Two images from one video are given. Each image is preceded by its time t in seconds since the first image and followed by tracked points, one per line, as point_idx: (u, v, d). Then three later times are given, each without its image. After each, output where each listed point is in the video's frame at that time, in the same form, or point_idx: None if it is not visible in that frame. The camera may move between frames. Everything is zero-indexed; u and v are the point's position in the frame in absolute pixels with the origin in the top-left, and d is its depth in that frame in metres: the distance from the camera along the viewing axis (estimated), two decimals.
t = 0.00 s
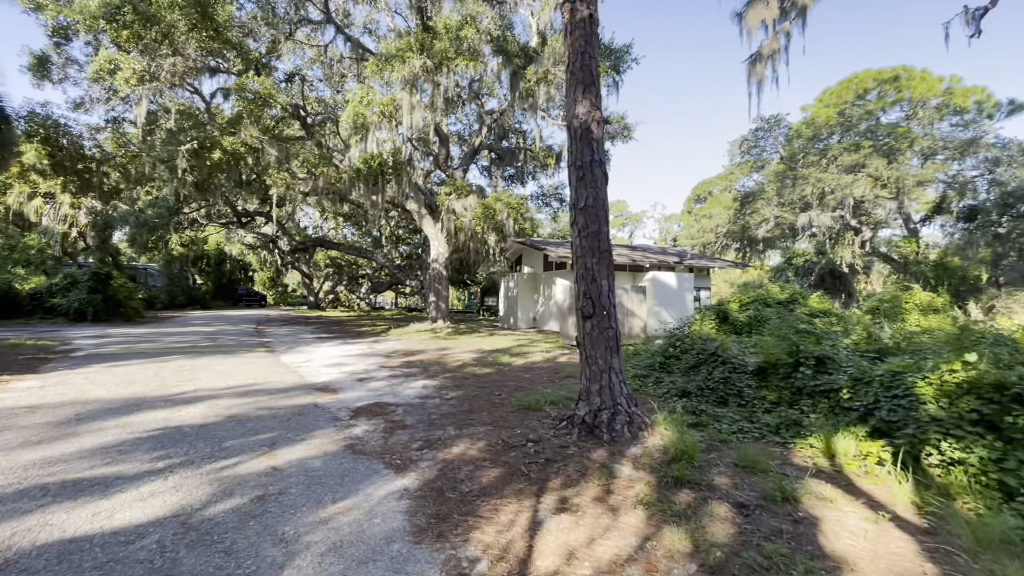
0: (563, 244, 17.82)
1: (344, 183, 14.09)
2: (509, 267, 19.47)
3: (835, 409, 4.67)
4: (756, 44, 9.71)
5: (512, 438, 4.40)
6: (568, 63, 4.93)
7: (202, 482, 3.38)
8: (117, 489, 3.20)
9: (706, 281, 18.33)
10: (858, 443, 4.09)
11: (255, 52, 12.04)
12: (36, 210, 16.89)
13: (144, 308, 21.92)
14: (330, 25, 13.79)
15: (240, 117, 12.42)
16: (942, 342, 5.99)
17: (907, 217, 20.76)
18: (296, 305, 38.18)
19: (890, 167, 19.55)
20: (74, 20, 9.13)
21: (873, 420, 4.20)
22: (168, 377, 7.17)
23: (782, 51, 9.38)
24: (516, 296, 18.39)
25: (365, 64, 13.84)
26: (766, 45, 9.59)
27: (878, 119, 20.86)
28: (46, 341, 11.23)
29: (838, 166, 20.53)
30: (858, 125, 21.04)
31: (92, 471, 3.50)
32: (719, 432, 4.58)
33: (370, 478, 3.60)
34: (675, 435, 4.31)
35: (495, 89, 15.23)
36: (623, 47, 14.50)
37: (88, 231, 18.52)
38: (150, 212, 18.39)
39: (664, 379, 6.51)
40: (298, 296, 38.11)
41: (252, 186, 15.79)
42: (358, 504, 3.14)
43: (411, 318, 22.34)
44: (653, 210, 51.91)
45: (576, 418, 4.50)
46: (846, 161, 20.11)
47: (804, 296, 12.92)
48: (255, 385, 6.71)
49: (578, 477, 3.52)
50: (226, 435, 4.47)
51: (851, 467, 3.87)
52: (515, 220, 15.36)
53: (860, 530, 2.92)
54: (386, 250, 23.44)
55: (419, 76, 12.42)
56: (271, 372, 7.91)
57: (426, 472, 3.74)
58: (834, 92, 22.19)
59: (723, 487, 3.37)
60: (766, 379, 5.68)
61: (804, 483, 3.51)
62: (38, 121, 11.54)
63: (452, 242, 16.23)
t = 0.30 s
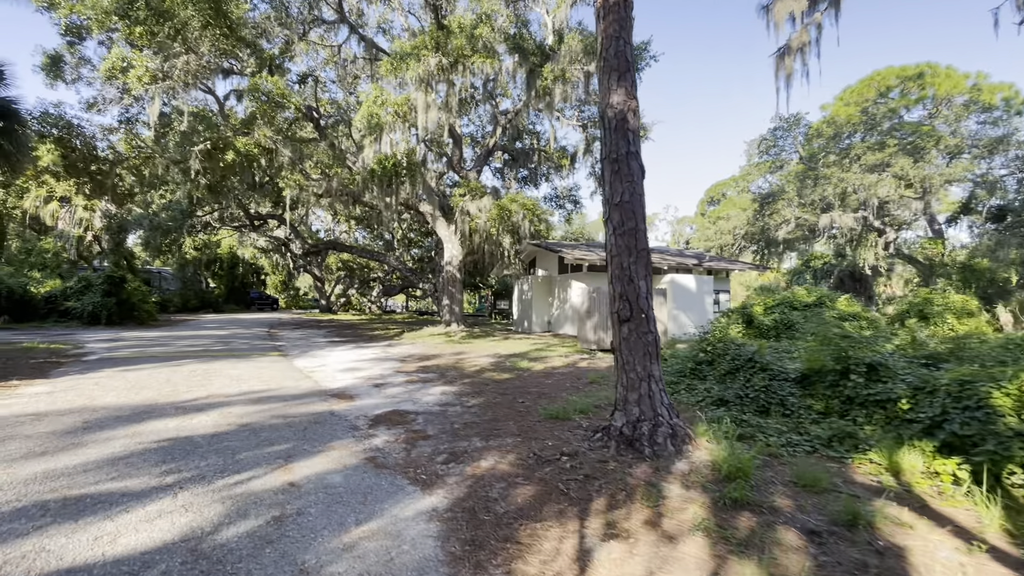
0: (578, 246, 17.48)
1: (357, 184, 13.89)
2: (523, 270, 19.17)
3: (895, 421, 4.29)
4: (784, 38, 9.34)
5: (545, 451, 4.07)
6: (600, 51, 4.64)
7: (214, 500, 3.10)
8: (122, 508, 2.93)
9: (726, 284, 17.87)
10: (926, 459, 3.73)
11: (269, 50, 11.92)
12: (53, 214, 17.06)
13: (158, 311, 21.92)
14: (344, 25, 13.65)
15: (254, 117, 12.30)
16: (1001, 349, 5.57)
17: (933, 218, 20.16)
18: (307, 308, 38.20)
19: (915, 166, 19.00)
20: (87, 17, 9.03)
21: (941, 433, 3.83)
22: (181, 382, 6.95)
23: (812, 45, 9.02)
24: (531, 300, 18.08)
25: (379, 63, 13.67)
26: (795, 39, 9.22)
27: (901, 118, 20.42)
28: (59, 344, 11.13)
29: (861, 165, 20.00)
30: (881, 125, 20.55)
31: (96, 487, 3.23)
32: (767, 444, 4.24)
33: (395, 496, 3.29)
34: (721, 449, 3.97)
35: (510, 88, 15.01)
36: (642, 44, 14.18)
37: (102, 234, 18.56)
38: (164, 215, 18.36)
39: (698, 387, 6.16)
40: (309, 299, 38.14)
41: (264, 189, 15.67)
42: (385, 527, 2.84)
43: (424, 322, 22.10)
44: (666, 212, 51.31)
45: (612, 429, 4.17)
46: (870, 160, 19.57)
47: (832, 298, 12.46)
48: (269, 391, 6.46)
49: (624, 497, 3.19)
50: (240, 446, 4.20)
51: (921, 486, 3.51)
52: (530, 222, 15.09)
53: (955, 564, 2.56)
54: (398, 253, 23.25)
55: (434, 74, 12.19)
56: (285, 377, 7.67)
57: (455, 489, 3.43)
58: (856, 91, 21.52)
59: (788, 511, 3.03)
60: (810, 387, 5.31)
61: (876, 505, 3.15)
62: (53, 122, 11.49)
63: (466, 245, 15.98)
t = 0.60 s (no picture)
0: (594, 246, 17.14)
1: (370, 185, 13.69)
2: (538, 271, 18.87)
3: (963, 437, 3.95)
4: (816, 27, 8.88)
5: (582, 469, 3.77)
6: (637, 37, 4.33)
7: (229, 526, 2.84)
8: (130, 536, 2.68)
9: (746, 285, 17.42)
10: (1004, 480, 3.42)
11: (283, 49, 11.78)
12: (68, 216, 17.19)
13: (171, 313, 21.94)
14: (358, 23, 13.47)
15: (267, 117, 12.18)
16: None
17: (960, 216, 19.55)
18: (319, 310, 38.20)
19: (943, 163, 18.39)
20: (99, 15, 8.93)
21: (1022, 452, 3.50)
22: (194, 389, 6.74)
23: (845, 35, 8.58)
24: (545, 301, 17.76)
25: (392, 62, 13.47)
26: (827, 29, 8.76)
27: (926, 114, 19.81)
28: (73, 348, 11.04)
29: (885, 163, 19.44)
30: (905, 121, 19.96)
31: (103, 510, 2.99)
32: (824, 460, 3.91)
33: (425, 521, 3.02)
34: (774, 467, 3.66)
35: (524, 86, 14.77)
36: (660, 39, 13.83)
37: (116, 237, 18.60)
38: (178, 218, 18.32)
39: (734, 395, 5.83)
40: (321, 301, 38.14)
41: (277, 191, 15.54)
42: (418, 560, 2.56)
43: (436, 324, 21.89)
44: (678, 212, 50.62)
45: (654, 445, 3.86)
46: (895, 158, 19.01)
47: (860, 300, 11.99)
48: (284, 399, 6.23)
49: (678, 525, 2.89)
50: (257, 461, 3.96)
51: (1003, 510, 3.19)
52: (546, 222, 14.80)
53: None
54: (410, 254, 23.06)
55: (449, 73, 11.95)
56: (300, 383, 7.44)
57: (489, 513, 3.14)
58: (880, 86, 20.82)
59: (866, 543, 2.71)
60: (860, 398, 4.97)
61: (964, 537, 2.82)
62: (66, 123, 11.42)
63: (480, 246, 15.71)
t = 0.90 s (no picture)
0: (609, 249, 16.81)
1: (383, 187, 13.50)
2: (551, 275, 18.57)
3: None
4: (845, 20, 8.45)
5: (621, 487, 3.47)
6: (673, 19, 4.04)
7: (238, 552, 2.57)
8: (130, 563, 2.42)
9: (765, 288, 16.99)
10: None
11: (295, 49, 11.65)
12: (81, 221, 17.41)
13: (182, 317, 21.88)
14: (369, 23, 13.30)
15: (278, 117, 12.08)
16: None
17: (985, 216, 19.00)
18: (329, 313, 38.13)
19: (968, 161, 17.87)
20: (109, 11, 8.82)
21: None
22: (203, 395, 6.51)
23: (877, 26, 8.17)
24: (558, 305, 17.46)
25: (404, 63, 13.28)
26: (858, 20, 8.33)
27: (949, 112, 19.28)
28: (84, 353, 10.90)
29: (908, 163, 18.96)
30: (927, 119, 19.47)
31: (102, 532, 2.73)
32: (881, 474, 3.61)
33: (453, 546, 2.73)
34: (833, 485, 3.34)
35: (536, 86, 14.57)
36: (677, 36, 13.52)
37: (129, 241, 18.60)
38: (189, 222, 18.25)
39: (770, 403, 5.50)
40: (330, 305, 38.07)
41: (288, 193, 15.39)
42: None
43: (447, 328, 21.66)
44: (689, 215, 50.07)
45: (698, 460, 3.56)
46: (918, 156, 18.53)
47: (889, 302, 11.52)
48: (296, 406, 5.98)
49: (738, 554, 2.58)
50: (268, 475, 3.69)
51: None
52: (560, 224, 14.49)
53: None
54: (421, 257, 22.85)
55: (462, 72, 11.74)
56: (312, 390, 7.18)
57: (523, 537, 2.85)
58: (900, 83, 20.29)
59: None
60: (911, 407, 4.64)
61: None
62: (78, 124, 11.32)
63: (493, 249, 15.43)
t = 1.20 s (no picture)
0: (624, 250, 16.42)
1: (395, 188, 13.23)
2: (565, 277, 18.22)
3: None
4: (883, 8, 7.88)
5: (669, 514, 3.13)
6: None
7: None
8: None
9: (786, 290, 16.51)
10: None
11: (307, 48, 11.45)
12: (94, 225, 17.50)
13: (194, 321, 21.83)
14: (381, 21, 13.05)
15: (289, 117, 11.92)
16: None
17: (1015, 215, 18.38)
18: (339, 316, 38.03)
19: (998, 158, 17.26)
20: (117, 8, 8.63)
21: None
22: (213, 404, 6.25)
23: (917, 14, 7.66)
24: (573, 308, 17.10)
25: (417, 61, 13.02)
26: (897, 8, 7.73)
27: (976, 107, 18.70)
28: (94, 358, 10.75)
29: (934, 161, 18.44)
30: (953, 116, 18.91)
31: (96, 569, 2.45)
32: (956, 497, 3.24)
33: None
34: (909, 514, 2.99)
35: (550, 84, 14.25)
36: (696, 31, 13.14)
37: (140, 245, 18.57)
38: (200, 224, 18.15)
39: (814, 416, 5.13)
40: (340, 308, 37.97)
41: (298, 195, 15.19)
42: None
43: (459, 331, 21.39)
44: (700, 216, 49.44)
45: (754, 484, 3.22)
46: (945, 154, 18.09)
47: (923, 304, 10.99)
48: (309, 417, 5.70)
49: None
50: (281, 497, 3.40)
51: None
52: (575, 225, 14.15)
53: None
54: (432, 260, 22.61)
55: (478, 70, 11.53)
56: (324, 398, 6.90)
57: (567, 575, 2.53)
58: (924, 78, 19.65)
59: None
60: (976, 422, 4.25)
61: None
62: (87, 126, 11.17)
63: (506, 251, 15.10)
